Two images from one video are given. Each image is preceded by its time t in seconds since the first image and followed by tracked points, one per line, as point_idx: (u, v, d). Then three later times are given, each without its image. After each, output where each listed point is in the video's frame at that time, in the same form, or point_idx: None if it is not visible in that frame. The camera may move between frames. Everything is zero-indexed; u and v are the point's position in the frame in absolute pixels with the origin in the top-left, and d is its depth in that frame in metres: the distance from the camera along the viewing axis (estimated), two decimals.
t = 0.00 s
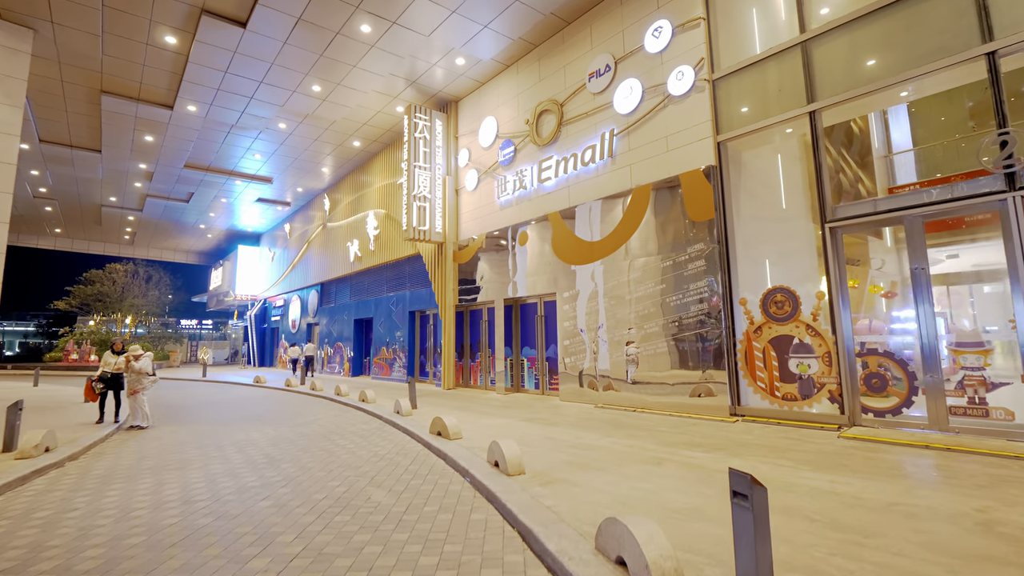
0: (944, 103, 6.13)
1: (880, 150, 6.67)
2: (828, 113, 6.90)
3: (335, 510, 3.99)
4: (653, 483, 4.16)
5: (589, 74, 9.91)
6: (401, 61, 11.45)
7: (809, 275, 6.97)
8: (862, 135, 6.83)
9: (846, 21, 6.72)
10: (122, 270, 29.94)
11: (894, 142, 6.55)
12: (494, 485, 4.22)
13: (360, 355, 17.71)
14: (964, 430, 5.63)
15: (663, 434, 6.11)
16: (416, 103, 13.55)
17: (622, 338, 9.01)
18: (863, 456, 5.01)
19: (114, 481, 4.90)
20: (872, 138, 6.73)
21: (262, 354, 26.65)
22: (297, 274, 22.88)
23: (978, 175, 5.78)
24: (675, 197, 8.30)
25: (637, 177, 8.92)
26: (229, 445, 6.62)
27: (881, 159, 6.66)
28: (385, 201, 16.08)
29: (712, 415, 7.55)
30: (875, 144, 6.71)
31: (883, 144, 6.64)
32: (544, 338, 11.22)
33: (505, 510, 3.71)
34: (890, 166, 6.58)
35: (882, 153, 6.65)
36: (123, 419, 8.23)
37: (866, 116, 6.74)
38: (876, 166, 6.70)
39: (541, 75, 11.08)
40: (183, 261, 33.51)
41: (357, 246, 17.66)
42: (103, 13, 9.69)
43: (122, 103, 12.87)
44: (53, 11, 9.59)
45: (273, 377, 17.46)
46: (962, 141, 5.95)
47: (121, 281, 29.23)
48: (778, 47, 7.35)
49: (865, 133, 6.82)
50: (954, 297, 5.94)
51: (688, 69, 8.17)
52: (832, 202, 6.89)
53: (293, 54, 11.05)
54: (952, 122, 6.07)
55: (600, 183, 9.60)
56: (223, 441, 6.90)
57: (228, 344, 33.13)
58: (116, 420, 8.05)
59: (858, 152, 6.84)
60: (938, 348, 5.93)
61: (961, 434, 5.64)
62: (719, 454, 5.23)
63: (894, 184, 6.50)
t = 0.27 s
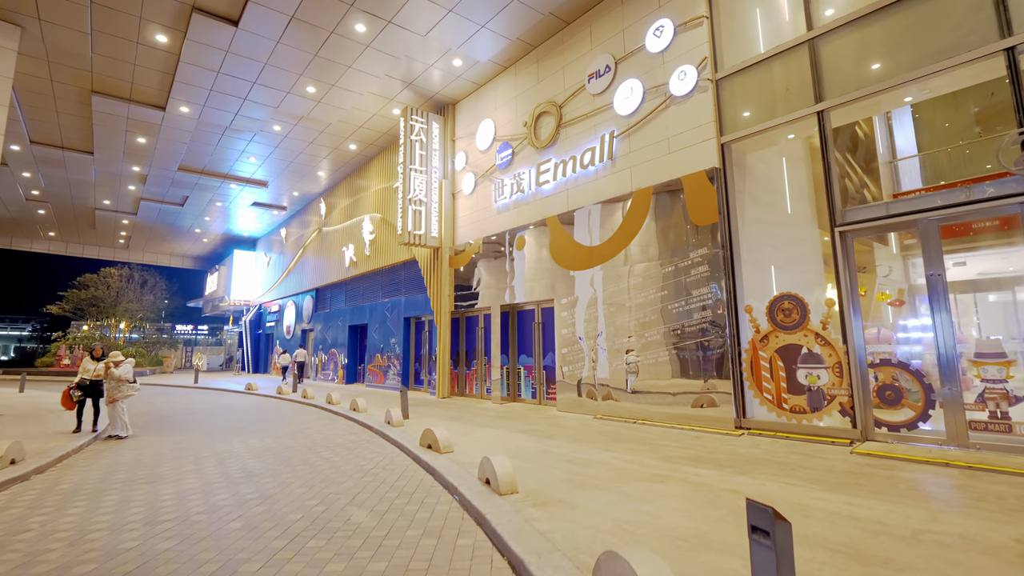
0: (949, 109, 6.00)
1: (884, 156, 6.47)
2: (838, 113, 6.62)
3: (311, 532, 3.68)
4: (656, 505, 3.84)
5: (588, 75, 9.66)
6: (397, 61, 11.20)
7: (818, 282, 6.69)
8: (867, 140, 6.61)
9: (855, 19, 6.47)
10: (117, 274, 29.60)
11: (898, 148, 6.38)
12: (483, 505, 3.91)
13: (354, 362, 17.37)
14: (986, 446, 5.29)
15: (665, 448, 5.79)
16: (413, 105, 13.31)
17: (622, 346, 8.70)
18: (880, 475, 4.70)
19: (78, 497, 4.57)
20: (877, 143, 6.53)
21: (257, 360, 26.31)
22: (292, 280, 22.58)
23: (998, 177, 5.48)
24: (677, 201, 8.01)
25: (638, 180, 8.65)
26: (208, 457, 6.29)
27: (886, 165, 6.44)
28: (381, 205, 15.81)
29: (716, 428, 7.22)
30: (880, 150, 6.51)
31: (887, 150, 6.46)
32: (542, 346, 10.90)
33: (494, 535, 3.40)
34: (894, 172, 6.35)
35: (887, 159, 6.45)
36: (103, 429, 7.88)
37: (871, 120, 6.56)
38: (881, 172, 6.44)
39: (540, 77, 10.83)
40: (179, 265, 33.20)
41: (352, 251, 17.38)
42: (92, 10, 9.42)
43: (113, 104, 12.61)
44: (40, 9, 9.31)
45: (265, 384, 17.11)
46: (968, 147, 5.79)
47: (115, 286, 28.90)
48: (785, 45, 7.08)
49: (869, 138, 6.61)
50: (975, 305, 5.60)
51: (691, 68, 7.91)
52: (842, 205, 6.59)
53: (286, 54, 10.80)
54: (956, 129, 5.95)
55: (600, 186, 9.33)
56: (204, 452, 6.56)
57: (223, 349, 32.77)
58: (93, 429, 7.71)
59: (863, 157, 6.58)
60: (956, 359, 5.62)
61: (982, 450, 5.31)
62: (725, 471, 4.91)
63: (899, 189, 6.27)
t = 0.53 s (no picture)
0: (951, 113, 6.07)
1: (888, 161, 6.43)
2: (845, 109, 6.36)
3: (279, 554, 3.35)
4: (657, 524, 3.54)
5: (586, 74, 9.44)
6: (391, 61, 10.98)
7: (824, 286, 6.43)
8: (870, 143, 6.57)
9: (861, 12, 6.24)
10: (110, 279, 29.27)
11: (900, 152, 6.37)
12: (468, 525, 3.58)
13: (347, 369, 17.03)
14: (1005, 458, 4.99)
15: (665, 460, 5.48)
16: (408, 106, 13.08)
17: (620, 352, 8.40)
18: (896, 490, 4.39)
19: (35, 512, 4.25)
20: (880, 147, 6.51)
21: (250, 367, 25.93)
22: (286, 285, 22.27)
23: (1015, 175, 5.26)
24: (677, 202, 7.74)
25: (636, 181, 8.41)
26: (183, 469, 5.96)
27: (889, 169, 6.37)
28: (376, 208, 15.56)
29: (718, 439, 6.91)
30: (883, 154, 6.48)
31: (891, 155, 6.43)
32: (537, 353, 10.60)
33: (479, 558, 3.09)
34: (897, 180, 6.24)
35: (890, 163, 6.39)
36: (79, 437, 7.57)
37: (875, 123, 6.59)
38: (885, 176, 6.36)
39: (536, 77, 10.62)
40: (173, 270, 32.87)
41: (346, 256, 17.10)
42: (75, 5, 9.19)
43: (100, 104, 12.38)
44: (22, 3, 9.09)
45: (256, 391, 16.73)
46: (970, 152, 5.75)
47: (108, 291, 28.55)
48: (788, 41, 6.86)
49: (873, 141, 6.59)
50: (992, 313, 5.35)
51: (692, 65, 7.69)
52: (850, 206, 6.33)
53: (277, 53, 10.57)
54: (959, 133, 5.99)
55: (597, 188, 9.08)
56: (180, 463, 6.24)
57: (217, 356, 32.38)
58: (68, 437, 7.39)
59: (866, 161, 6.51)
60: (972, 367, 5.33)
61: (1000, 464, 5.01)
62: (730, 486, 4.60)
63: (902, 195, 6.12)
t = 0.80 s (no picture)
0: (954, 117, 5.89)
1: (890, 165, 6.19)
2: (850, 107, 6.10)
3: None
4: (655, 551, 3.22)
5: (582, 73, 9.21)
6: (383, 61, 10.75)
7: (829, 291, 6.14)
8: (872, 146, 6.29)
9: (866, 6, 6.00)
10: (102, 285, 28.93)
11: (902, 157, 6.15)
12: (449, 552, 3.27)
13: (339, 377, 16.70)
14: None
15: (664, 476, 5.17)
16: (401, 108, 12.85)
17: (617, 361, 8.10)
18: (913, 510, 4.08)
19: None
20: (882, 151, 6.26)
21: (243, 374, 25.55)
22: (280, 291, 21.96)
23: None
24: (676, 204, 7.47)
25: (634, 184, 8.15)
26: (154, 485, 5.63)
27: (891, 173, 6.14)
28: (369, 213, 15.29)
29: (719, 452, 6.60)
30: (885, 158, 6.23)
31: (892, 159, 6.21)
32: (532, 361, 10.29)
33: None
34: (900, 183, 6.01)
35: (892, 168, 6.16)
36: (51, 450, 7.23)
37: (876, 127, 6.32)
38: (887, 180, 6.12)
39: (531, 77, 10.39)
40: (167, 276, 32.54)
41: (340, 261, 16.82)
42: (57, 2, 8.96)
43: (87, 105, 12.12)
44: None
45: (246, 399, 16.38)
46: (972, 157, 5.60)
47: (100, 297, 28.22)
48: (790, 37, 6.63)
49: (875, 145, 6.31)
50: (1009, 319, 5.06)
51: (690, 63, 7.44)
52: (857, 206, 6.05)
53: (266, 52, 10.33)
54: (960, 137, 5.83)
55: (593, 190, 8.82)
56: (152, 478, 5.91)
57: (210, 363, 32.02)
58: (40, 449, 7.07)
59: (869, 165, 6.23)
60: (989, 376, 5.04)
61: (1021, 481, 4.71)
62: (734, 505, 4.28)
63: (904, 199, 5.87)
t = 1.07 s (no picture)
0: (958, 118, 5.82)
1: (892, 166, 5.97)
2: (855, 100, 5.86)
3: None
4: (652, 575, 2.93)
5: (577, 70, 8.98)
6: (374, 59, 10.53)
7: (835, 293, 5.88)
8: (875, 147, 6.03)
9: None
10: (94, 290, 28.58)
11: (905, 159, 5.99)
12: None
13: (331, 384, 16.37)
14: None
15: (663, 489, 4.88)
16: (393, 109, 12.61)
17: (613, 367, 7.81)
18: (931, 526, 3.79)
19: None
20: (885, 152, 6.05)
21: (236, 381, 25.18)
22: (272, 296, 21.65)
23: None
24: (673, 203, 7.21)
25: (630, 183, 7.90)
26: (123, 499, 5.31)
27: (893, 175, 5.89)
28: (361, 216, 15.03)
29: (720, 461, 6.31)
30: (888, 160, 6.02)
31: (895, 160, 6.01)
32: (526, 367, 10.00)
33: None
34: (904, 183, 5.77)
35: (895, 169, 5.95)
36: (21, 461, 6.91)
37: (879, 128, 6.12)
38: (890, 182, 5.86)
39: (525, 76, 10.16)
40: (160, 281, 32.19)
41: (332, 265, 16.53)
42: None
43: (71, 105, 11.87)
44: None
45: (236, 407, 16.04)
46: (975, 160, 5.45)
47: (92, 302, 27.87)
48: (792, 29, 6.40)
49: (878, 145, 6.04)
50: None
51: (688, 58, 7.21)
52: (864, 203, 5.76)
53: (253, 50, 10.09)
54: (962, 140, 5.74)
55: (589, 190, 8.57)
56: (121, 492, 5.59)
57: (204, 369, 31.65)
58: (9, 460, 6.74)
59: (872, 165, 5.96)
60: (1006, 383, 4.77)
61: None
62: (738, 521, 3.98)
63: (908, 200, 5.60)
